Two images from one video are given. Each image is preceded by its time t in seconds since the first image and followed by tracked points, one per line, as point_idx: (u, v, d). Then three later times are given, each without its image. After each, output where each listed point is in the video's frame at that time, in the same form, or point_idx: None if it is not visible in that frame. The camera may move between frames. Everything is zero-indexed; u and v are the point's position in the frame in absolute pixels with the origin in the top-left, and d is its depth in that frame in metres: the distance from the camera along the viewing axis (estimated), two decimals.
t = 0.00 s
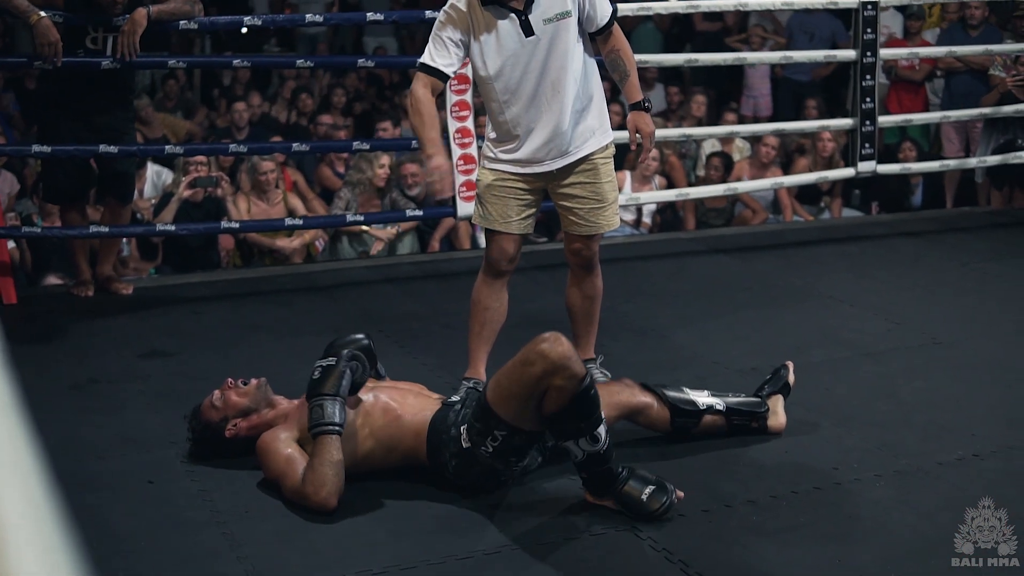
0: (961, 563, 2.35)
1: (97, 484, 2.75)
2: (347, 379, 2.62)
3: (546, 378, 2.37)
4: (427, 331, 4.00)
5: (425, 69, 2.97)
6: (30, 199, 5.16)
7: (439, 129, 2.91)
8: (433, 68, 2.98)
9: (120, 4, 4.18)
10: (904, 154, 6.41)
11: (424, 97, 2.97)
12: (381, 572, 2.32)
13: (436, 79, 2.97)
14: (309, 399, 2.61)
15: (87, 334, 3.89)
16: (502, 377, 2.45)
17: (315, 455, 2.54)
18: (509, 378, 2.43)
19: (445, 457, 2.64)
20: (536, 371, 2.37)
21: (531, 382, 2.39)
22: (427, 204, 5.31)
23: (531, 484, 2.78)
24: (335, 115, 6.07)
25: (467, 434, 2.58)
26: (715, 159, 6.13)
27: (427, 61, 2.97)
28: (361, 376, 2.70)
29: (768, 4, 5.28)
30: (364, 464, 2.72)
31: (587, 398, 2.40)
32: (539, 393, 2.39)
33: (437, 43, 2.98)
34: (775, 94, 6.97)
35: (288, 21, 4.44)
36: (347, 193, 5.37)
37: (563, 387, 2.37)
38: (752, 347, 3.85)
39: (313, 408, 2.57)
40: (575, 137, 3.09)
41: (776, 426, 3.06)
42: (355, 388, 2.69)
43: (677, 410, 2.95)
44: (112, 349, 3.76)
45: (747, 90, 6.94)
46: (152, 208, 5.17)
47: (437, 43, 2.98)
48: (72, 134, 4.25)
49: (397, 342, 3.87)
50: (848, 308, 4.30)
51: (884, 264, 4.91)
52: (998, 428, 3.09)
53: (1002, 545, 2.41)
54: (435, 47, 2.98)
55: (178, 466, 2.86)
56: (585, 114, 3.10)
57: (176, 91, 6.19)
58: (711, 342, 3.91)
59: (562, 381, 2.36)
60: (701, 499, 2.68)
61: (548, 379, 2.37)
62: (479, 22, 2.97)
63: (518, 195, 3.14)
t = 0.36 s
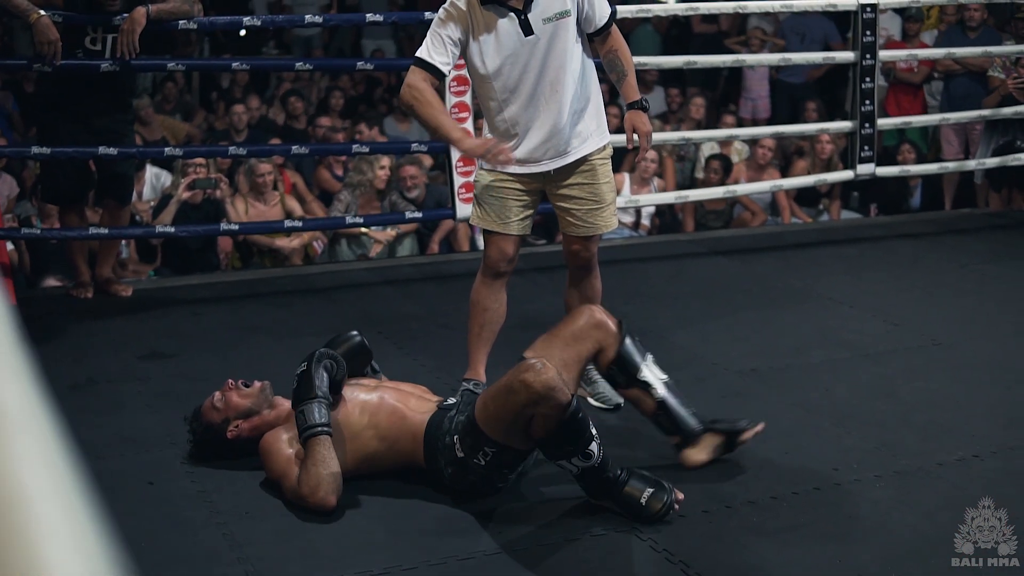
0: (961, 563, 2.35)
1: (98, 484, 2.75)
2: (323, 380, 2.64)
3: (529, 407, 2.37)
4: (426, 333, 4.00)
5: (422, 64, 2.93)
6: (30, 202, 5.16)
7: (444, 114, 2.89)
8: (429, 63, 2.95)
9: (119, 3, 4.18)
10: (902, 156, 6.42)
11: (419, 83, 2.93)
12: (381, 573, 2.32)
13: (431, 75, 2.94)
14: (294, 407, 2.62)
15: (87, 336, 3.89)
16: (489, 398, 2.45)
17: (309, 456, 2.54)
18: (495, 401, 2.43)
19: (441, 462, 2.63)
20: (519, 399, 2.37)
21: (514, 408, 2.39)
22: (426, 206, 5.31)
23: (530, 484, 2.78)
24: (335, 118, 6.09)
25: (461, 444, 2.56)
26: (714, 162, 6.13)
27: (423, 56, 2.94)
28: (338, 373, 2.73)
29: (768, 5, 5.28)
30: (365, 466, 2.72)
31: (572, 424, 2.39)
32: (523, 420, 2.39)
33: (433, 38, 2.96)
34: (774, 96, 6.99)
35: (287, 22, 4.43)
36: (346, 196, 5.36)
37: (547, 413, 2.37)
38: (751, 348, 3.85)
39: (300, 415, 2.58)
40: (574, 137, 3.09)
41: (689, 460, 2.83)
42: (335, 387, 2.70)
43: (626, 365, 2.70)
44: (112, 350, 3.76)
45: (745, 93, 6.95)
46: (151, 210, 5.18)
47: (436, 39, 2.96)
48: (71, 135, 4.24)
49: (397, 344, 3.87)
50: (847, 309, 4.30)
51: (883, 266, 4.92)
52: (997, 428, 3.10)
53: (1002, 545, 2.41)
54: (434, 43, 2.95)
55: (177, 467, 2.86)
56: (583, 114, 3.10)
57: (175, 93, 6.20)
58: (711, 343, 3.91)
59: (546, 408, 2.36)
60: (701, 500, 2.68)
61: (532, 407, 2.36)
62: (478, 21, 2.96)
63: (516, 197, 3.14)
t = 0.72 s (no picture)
0: (961, 563, 2.35)
1: (97, 483, 2.75)
2: (340, 382, 2.65)
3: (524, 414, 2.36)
4: (425, 333, 4.00)
5: (419, 72, 2.95)
6: (28, 202, 5.16)
7: (397, 150, 2.93)
8: (425, 71, 2.96)
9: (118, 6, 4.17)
10: (900, 156, 6.43)
11: (406, 101, 2.95)
12: (381, 573, 2.32)
13: (429, 82, 2.95)
14: (304, 403, 2.62)
15: (86, 336, 3.89)
16: (480, 408, 2.43)
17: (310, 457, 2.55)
18: (485, 411, 2.42)
19: (434, 475, 2.61)
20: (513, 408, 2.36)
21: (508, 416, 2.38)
22: (425, 207, 5.31)
23: (529, 484, 2.78)
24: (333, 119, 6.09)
25: (453, 461, 2.54)
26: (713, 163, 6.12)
27: (419, 65, 2.95)
28: (355, 380, 2.73)
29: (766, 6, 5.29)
30: (363, 470, 2.72)
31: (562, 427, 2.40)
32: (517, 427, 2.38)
33: (430, 45, 2.96)
34: (773, 96, 6.99)
35: (286, 24, 4.43)
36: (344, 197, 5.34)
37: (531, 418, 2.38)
38: (750, 348, 3.85)
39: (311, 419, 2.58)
40: (574, 137, 3.09)
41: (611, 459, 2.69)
42: (348, 392, 2.71)
43: (589, 358, 2.61)
44: (110, 350, 3.75)
45: (744, 93, 6.95)
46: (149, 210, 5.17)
47: (432, 45, 2.97)
48: (69, 136, 4.24)
49: (396, 344, 3.87)
50: (846, 309, 4.30)
51: (881, 266, 4.92)
52: (996, 428, 3.10)
53: (1002, 545, 2.41)
54: (430, 50, 2.96)
55: (176, 467, 2.86)
56: (583, 114, 3.10)
57: (174, 94, 6.20)
58: (710, 343, 3.91)
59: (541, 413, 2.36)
60: (701, 500, 2.68)
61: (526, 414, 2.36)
62: (476, 25, 2.96)
63: (515, 198, 3.14)
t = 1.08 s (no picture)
0: (961, 563, 2.35)
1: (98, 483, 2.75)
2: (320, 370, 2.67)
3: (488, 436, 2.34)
4: (425, 333, 3.99)
5: (418, 72, 2.93)
6: (27, 202, 5.15)
7: (394, 150, 2.91)
8: (424, 71, 2.94)
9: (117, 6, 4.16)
10: (899, 156, 6.43)
11: (403, 100, 2.94)
12: (382, 573, 2.32)
13: (427, 81, 2.93)
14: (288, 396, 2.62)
15: (86, 336, 3.89)
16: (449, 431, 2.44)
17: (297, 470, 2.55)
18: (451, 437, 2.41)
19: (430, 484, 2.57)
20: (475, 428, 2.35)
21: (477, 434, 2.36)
22: (424, 207, 5.31)
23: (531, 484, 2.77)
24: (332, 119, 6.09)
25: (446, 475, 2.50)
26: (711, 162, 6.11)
27: (417, 65, 2.93)
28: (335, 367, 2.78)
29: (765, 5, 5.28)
30: (359, 470, 2.71)
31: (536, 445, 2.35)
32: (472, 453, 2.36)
33: (428, 45, 2.94)
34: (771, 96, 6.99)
35: (285, 24, 4.42)
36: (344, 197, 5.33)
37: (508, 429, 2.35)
38: (749, 347, 3.85)
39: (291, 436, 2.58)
40: (574, 137, 3.09)
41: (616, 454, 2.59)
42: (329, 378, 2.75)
43: (592, 376, 2.49)
44: (110, 350, 3.75)
45: (743, 93, 6.95)
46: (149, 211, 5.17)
47: (431, 45, 2.94)
48: (68, 136, 4.23)
49: (396, 344, 3.87)
50: (846, 309, 4.30)
51: (881, 266, 4.92)
52: (996, 428, 3.10)
53: (1002, 545, 2.41)
54: (429, 50, 2.93)
55: (177, 467, 2.85)
56: (582, 114, 3.10)
57: (172, 94, 6.19)
58: (710, 343, 3.91)
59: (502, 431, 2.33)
60: (702, 499, 2.68)
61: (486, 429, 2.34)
62: (476, 26, 2.95)
63: (514, 198, 3.14)
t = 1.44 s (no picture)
0: (961, 563, 2.35)
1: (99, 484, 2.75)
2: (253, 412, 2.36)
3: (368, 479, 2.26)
4: (425, 335, 4.00)
5: (418, 73, 2.95)
6: (28, 204, 5.16)
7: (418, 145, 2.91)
8: (424, 71, 2.97)
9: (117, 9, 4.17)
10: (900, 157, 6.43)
11: (411, 102, 2.95)
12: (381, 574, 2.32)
13: (428, 82, 2.96)
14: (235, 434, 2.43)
15: (86, 338, 3.89)
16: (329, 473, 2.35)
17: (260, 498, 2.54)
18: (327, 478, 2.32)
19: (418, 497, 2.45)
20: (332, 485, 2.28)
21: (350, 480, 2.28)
22: (425, 208, 5.32)
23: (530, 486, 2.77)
24: (333, 120, 6.10)
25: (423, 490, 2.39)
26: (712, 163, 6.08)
27: (417, 64, 2.96)
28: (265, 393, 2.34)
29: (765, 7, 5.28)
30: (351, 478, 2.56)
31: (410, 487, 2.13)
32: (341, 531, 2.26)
33: (429, 46, 2.97)
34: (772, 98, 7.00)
35: (285, 26, 4.42)
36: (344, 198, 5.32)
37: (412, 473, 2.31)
38: (750, 349, 3.86)
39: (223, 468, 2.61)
40: (575, 139, 3.09)
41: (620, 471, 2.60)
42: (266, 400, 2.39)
43: (593, 434, 2.41)
44: (111, 352, 3.75)
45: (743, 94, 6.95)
46: (149, 212, 5.18)
47: (432, 46, 2.97)
48: (69, 138, 4.23)
49: (396, 346, 3.86)
50: (846, 311, 4.30)
51: (882, 267, 4.92)
52: (997, 430, 3.10)
53: (1002, 546, 2.41)
54: (430, 51, 2.96)
55: (177, 468, 2.86)
56: (583, 116, 3.10)
57: (173, 95, 6.20)
58: (711, 345, 3.91)
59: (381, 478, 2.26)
60: (701, 501, 2.68)
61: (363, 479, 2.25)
62: (477, 27, 2.96)
63: (515, 200, 3.14)
